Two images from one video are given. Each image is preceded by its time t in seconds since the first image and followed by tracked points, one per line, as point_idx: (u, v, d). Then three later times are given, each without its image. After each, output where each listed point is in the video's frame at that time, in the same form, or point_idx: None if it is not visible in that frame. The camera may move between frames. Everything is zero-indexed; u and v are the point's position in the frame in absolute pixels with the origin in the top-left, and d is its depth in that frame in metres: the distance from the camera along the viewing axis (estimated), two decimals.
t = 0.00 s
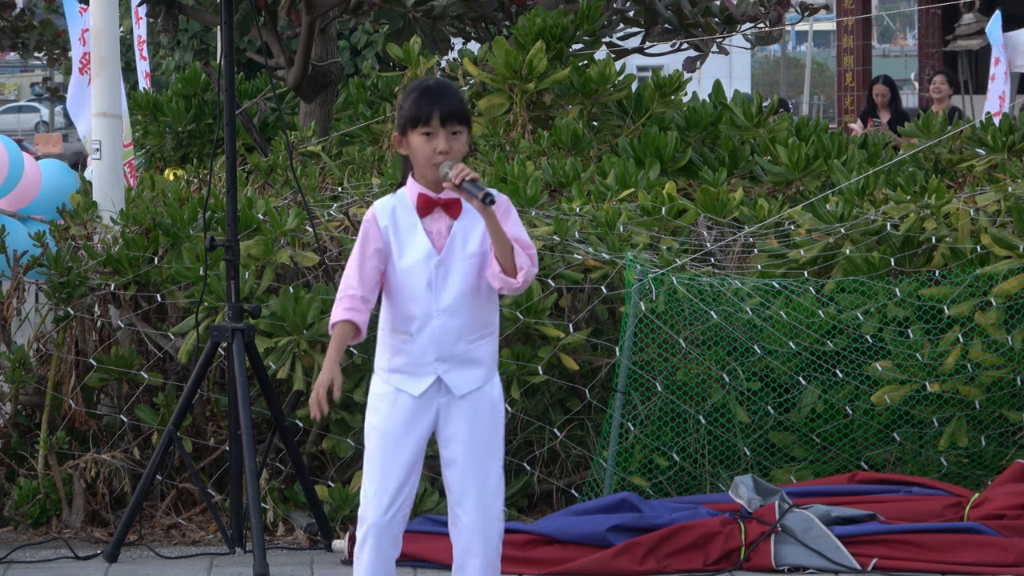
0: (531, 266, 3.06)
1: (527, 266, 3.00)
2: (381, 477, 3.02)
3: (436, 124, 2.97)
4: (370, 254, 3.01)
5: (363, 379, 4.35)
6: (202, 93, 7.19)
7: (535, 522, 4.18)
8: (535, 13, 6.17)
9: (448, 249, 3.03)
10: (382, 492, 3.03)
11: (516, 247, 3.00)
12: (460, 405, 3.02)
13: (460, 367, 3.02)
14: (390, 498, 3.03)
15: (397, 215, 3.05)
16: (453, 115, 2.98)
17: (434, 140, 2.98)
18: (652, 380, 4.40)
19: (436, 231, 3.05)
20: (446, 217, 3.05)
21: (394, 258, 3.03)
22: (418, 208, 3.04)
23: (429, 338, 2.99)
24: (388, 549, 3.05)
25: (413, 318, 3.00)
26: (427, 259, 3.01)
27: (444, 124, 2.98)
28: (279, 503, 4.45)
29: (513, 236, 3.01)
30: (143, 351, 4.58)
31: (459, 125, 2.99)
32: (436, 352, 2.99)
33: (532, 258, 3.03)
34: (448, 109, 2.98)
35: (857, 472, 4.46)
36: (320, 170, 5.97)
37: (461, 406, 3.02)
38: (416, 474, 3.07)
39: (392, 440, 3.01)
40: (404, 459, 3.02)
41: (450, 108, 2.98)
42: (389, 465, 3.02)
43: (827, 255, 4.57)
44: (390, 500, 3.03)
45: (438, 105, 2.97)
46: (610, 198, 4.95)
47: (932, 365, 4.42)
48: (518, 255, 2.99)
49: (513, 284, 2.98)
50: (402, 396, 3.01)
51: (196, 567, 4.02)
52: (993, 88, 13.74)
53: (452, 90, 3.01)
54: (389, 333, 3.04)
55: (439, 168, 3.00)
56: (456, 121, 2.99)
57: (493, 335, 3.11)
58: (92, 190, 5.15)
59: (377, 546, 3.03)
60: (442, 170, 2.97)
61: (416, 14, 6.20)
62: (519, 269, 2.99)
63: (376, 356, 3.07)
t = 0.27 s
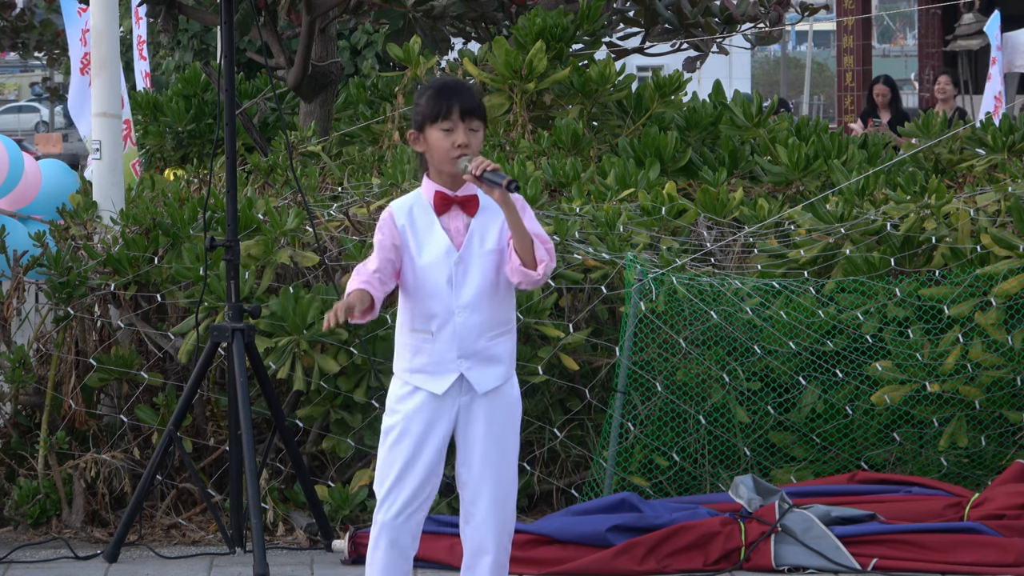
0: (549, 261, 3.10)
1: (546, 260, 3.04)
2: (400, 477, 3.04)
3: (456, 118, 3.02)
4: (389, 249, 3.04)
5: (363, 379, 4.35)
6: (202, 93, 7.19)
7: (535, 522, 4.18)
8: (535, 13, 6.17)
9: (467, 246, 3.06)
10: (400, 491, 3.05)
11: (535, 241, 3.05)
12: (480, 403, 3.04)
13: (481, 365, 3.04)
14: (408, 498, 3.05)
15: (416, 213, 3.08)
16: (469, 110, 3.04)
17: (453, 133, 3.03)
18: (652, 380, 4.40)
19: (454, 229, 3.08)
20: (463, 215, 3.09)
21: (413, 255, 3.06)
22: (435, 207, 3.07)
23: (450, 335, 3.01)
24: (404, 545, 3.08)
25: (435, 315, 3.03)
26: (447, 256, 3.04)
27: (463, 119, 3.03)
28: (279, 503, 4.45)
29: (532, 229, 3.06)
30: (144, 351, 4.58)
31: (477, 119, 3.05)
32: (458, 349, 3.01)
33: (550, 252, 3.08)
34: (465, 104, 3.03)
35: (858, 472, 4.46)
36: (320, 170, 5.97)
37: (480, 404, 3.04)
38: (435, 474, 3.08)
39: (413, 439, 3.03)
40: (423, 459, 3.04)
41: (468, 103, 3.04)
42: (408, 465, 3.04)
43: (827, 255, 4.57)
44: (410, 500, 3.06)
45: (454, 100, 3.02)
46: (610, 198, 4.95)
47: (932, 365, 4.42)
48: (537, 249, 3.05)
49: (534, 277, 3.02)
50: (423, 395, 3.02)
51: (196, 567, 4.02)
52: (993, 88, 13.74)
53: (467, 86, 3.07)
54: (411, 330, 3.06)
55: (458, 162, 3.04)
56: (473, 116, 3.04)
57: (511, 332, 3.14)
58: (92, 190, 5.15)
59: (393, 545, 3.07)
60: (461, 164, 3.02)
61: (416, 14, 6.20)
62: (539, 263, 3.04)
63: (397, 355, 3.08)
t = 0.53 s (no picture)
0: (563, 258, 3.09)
1: (559, 255, 3.03)
2: (406, 476, 3.04)
3: (465, 111, 3.04)
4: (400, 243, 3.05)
5: (363, 379, 4.35)
6: (202, 93, 7.19)
7: (535, 522, 4.18)
8: (535, 13, 6.17)
9: (477, 243, 3.07)
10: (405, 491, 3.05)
11: (548, 238, 3.04)
12: (487, 402, 3.04)
13: (489, 363, 3.04)
14: (414, 497, 3.05)
15: (427, 210, 3.09)
16: (479, 104, 3.06)
17: (463, 127, 3.04)
18: (652, 380, 4.40)
19: (465, 227, 3.09)
20: (476, 213, 3.10)
21: (424, 252, 3.07)
22: (448, 204, 3.09)
23: (458, 333, 3.02)
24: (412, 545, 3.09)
25: (444, 313, 3.04)
26: (458, 253, 3.05)
27: (473, 113, 3.05)
28: (279, 503, 4.45)
29: (545, 226, 3.05)
30: (144, 351, 4.58)
31: (487, 114, 3.07)
32: (466, 347, 3.01)
33: (564, 248, 3.07)
34: (474, 98, 3.05)
35: (857, 472, 4.46)
36: (320, 170, 5.98)
37: (487, 403, 3.04)
38: (440, 474, 3.08)
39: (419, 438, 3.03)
40: (429, 458, 3.04)
41: (477, 97, 3.06)
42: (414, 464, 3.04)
43: (827, 255, 4.57)
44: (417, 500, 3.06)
45: (464, 95, 3.05)
46: (610, 198, 4.95)
47: (932, 365, 4.42)
48: (551, 244, 3.03)
49: (547, 271, 3.00)
50: (430, 393, 3.03)
51: (196, 567, 4.02)
52: (993, 88, 13.74)
53: (475, 83, 3.09)
54: (420, 327, 3.06)
55: (473, 157, 3.05)
56: (484, 110, 3.06)
57: (520, 331, 3.14)
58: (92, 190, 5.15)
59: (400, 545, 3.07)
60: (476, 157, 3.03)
61: (416, 14, 6.20)
62: (551, 258, 3.02)
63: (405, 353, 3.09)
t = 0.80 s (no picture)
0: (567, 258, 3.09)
1: (562, 255, 3.03)
2: (409, 476, 3.04)
3: (469, 112, 3.03)
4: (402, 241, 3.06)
5: (363, 379, 4.35)
6: (202, 93, 7.19)
7: (535, 522, 4.18)
8: (535, 13, 6.17)
9: (480, 244, 3.07)
10: (408, 492, 3.05)
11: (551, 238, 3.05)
12: (489, 401, 3.04)
13: (490, 363, 3.04)
14: (417, 498, 3.05)
15: (430, 210, 3.10)
16: (483, 104, 3.05)
17: (468, 127, 3.03)
18: (652, 380, 4.40)
19: (467, 227, 3.09)
20: (478, 213, 3.10)
21: (426, 251, 3.07)
22: (450, 204, 3.09)
23: (460, 333, 3.02)
24: (415, 545, 3.08)
25: (446, 313, 3.04)
26: (460, 253, 3.05)
27: (477, 112, 3.04)
28: (279, 503, 4.45)
29: (549, 227, 3.06)
30: (144, 351, 4.58)
31: (491, 113, 3.06)
32: (468, 347, 3.01)
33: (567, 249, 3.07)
34: (478, 99, 3.05)
35: (857, 472, 4.46)
36: (320, 170, 5.98)
37: (489, 402, 3.04)
38: (443, 474, 3.08)
39: (422, 438, 3.03)
40: (432, 458, 3.04)
41: (481, 97, 3.05)
42: (416, 465, 3.03)
43: (827, 255, 4.57)
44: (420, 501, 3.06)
45: (468, 96, 3.04)
46: (610, 198, 4.95)
47: (932, 365, 4.42)
48: (554, 244, 3.03)
49: (550, 271, 3.00)
50: (433, 393, 3.02)
51: (196, 567, 4.02)
52: (993, 88, 13.74)
53: (477, 83, 3.08)
54: (422, 327, 3.06)
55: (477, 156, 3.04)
56: (488, 110, 3.06)
57: (522, 331, 3.14)
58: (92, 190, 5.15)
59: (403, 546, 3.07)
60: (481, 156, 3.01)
61: (416, 14, 6.20)
62: (554, 258, 3.02)
63: (407, 353, 3.09)
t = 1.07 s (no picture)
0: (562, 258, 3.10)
1: (557, 255, 3.04)
2: (408, 477, 3.04)
3: (463, 112, 3.03)
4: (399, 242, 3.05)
5: (363, 379, 4.35)
6: (202, 93, 7.19)
7: (535, 522, 4.18)
8: (535, 13, 6.17)
9: (477, 244, 3.07)
10: (407, 493, 3.05)
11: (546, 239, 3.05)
12: (487, 402, 3.04)
13: (488, 363, 3.05)
14: (415, 498, 3.05)
15: (426, 211, 3.10)
16: (475, 104, 3.06)
17: (462, 128, 3.03)
18: (652, 380, 4.40)
19: (464, 227, 3.09)
20: (474, 214, 3.10)
21: (423, 252, 3.07)
22: (446, 205, 3.09)
23: (458, 333, 3.02)
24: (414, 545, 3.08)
25: (443, 314, 3.04)
26: (457, 254, 3.05)
27: (470, 113, 3.04)
28: (279, 503, 4.45)
29: (545, 227, 3.06)
30: (144, 351, 4.58)
31: (484, 113, 3.06)
32: (465, 348, 3.02)
33: (562, 249, 3.07)
34: (470, 99, 3.05)
35: (857, 472, 4.46)
36: (320, 170, 5.98)
37: (487, 402, 3.04)
38: (441, 475, 3.08)
39: (420, 439, 3.03)
40: (430, 458, 3.04)
41: (473, 98, 3.06)
42: (415, 465, 3.03)
43: (827, 255, 4.57)
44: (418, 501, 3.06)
45: (460, 96, 3.04)
46: (610, 198, 4.95)
47: (932, 365, 4.42)
48: (549, 244, 3.04)
49: (545, 271, 3.01)
50: (431, 394, 3.02)
51: (196, 567, 4.02)
52: (993, 88, 13.75)
53: (468, 84, 3.09)
54: (419, 328, 3.06)
55: (472, 156, 3.04)
56: (480, 110, 3.06)
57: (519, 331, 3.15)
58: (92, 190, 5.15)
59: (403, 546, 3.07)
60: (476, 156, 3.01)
61: (416, 14, 6.20)
62: (550, 259, 3.03)
63: (405, 354, 3.09)
